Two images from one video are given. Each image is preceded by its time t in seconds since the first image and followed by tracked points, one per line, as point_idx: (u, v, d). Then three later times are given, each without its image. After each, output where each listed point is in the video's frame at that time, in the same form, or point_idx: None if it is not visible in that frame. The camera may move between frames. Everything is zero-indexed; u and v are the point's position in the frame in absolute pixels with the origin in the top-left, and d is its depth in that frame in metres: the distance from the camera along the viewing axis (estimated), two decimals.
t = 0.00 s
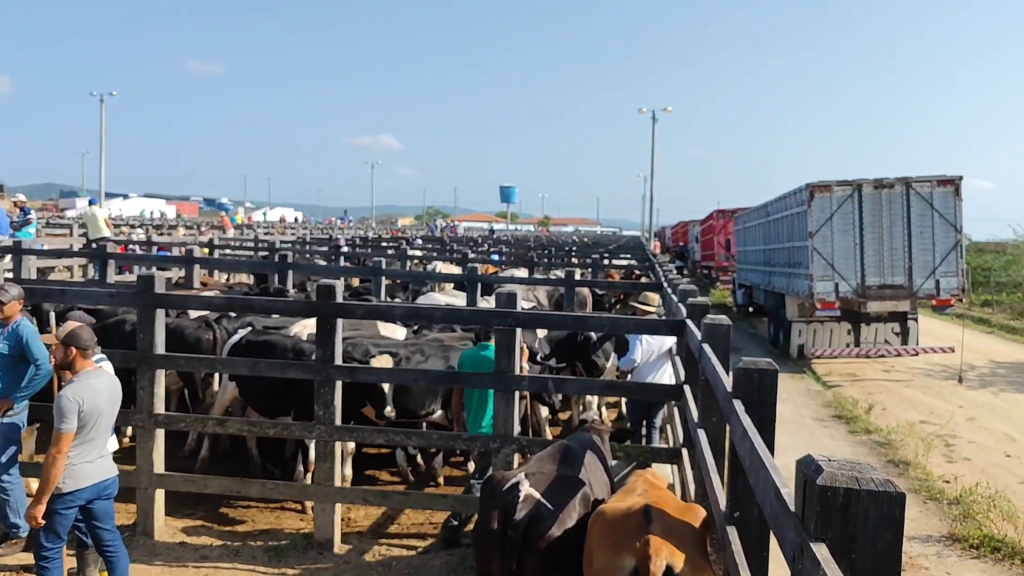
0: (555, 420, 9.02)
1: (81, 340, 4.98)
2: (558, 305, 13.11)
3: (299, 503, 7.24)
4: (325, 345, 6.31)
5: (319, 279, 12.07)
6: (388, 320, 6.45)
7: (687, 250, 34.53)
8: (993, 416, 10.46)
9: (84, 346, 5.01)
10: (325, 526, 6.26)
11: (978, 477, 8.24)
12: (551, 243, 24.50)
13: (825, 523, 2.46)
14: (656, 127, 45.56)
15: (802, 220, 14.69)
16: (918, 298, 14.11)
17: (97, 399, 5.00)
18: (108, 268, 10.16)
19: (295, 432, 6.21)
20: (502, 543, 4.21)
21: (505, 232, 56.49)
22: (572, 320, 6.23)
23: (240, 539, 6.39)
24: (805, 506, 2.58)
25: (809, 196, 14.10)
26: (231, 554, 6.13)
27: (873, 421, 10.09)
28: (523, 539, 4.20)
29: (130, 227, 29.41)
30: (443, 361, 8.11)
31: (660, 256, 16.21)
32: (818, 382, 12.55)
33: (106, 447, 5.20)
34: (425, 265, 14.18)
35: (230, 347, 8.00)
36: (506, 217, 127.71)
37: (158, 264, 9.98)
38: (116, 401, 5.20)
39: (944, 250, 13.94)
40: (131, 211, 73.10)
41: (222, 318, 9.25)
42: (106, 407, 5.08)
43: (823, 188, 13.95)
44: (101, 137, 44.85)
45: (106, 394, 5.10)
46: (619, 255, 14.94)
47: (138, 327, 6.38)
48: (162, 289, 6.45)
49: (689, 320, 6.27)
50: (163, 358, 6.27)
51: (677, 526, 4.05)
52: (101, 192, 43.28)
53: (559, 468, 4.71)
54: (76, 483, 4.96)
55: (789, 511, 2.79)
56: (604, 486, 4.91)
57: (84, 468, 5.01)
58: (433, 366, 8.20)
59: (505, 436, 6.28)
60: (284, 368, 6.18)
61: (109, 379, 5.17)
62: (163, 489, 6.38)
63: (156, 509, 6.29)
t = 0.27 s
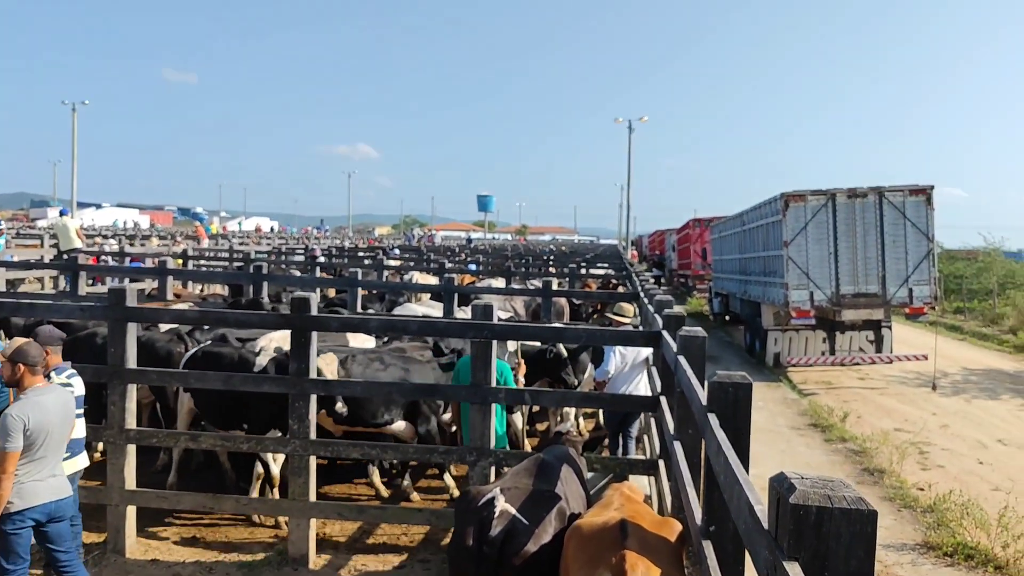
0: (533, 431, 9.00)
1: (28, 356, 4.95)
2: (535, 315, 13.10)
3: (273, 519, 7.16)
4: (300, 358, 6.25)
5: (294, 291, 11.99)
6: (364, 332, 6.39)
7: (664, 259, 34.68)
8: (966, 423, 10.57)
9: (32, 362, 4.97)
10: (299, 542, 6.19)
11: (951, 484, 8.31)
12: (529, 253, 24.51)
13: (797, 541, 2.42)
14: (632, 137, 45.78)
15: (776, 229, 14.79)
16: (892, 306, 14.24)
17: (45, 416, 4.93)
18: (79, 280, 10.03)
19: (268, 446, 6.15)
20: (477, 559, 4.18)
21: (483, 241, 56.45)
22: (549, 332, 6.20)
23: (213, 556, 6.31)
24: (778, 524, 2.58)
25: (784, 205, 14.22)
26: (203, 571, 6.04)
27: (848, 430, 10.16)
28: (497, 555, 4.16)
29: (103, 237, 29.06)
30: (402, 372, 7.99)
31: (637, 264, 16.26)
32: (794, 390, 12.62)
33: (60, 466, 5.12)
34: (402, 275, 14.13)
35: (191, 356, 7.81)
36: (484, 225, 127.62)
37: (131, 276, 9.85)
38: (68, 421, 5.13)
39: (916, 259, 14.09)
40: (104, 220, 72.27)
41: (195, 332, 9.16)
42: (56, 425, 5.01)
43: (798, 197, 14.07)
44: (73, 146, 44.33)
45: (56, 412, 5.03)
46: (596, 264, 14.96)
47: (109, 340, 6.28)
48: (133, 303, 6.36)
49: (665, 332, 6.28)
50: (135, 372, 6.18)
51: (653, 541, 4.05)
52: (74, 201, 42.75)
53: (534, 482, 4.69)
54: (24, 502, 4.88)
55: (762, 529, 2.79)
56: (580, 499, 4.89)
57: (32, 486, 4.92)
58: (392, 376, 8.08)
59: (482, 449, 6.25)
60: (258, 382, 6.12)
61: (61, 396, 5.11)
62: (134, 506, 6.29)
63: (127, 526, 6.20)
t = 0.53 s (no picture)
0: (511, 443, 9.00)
1: None
2: (514, 326, 13.10)
3: (249, 534, 7.09)
4: (277, 371, 6.20)
5: (271, 303, 11.91)
6: (341, 344, 6.35)
7: (643, 269, 34.83)
8: (941, 431, 10.68)
9: None
10: (276, 557, 6.13)
11: (927, 492, 8.38)
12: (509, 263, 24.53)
13: (771, 553, 2.39)
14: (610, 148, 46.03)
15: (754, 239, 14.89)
16: (868, 315, 14.38)
17: None
18: (52, 293, 9.91)
19: (244, 460, 6.08)
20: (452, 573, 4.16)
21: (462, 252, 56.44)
22: (527, 343, 6.20)
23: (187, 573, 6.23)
24: (752, 535, 2.57)
25: (761, 215, 14.31)
26: None
27: (826, 438, 10.22)
28: (473, 569, 4.14)
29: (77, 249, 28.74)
30: (368, 384, 7.94)
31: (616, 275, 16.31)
32: (772, 400, 12.69)
33: (19, 484, 5.06)
34: (380, 287, 14.10)
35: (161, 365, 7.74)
36: (464, 235, 127.63)
37: (105, 288, 9.75)
38: (27, 435, 5.07)
39: (891, 268, 14.25)
40: (80, 231, 71.53)
41: (168, 346, 9.07)
42: (12, 442, 4.96)
43: (774, 208, 14.18)
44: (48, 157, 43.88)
45: (13, 430, 4.97)
46: (575, 275, 14.99)
47: (82, 354, 6.20)
48: (106, 316, 6.29)
49: (642, 342, 6.30)
50: (108, 387, 6.10)
51: (630, 553, 4.04)
52: (48, 212, 42.27)
53: (511, 494, 4.67)
54: None
55: (736, 540, 2.79)
56: (557, 511, 4.88)
57: None
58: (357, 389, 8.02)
59: (460, 461, 6.22)
60: (233, 396, 6.06)
61: (20, 413, 5.06)
62: (107, 522, 6.20)
63: (100, 543, 6.11)
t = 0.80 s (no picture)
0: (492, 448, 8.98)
1: None
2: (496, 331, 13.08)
3: (229, 541, 7.03)
4: (257, 377, 6.14)
5: (252, 309, 11.84)
6: (322, 349, 6.31)
7: (625, 274, 34.94)
8: (920, 434, 10.76)
9: None
10: (256, 564, 6.08)
11: (907, 494, 8.44)
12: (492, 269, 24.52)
13: (750, 553, 2.37)
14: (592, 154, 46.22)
15: (735, 244, 14.96)
16: (848, 319, 14.49)
17: None
18: (28, 299, 9.79)
19: (224, 467, 6.03)
20: None
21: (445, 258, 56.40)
22: (508, 347, 6.18)
23: None
24: (732, 536, 2.56)
25: (741, 220, 14.38)
26: None
27: (807, 442, 10.28)
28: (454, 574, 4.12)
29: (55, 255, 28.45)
30: (334, 390, 7.88)
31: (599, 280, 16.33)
32: (754, 404, 12.75)
33: None
34: (362, 292, 14.05)
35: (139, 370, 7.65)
36: (447, 241, 127.51)
37: (83, 294, 9.64)
38: None
39: (870, 272, 14.38)
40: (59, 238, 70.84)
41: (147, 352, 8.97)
42: None
43: (755, 213, 14.25)
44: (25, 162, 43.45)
45: None
46: (557, 280, 15.00)
47: (59, 361, 6.12)
48: (83, 322, 6.21)
49: (624, 346, 6.31)
50: (86, 394, 6.02)
51: (612, 555, 4.03)
52: (27, 218, 41.80)
53: (493, 499, 4.66)
54: None
55: (717, 542, 2.79)
56: (539, 516, 4.87)
57: None
58: (324, 395, 7.96)
59: (442, 467, 6.19)
60: (213, 402, 6.00)
61: None
62: (84, 530, 6.13)
63: (76, 552, 6.04)
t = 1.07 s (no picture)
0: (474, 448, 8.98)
1: None
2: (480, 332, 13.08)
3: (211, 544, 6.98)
4: (239, 378, 6.10)
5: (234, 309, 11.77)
6: (304, 350, 6.27)
7: (608, 276, 35.06)
8: (901, 433, 10.86)
9: None
10: (238, 566, 6.05)
11: (888, 493, 8.51)
12: (476, 270, 24.53)
13: (731, 549, 2.37)
14: (576, 154, 46.32)
15: (717, 245, 15.03)
16: (830, 320, 14.60)
17: None
18: (6, 300, 9.69)
19: (205, 468, 5.99)
20: None
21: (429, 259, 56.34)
22: (492, 347, 6.17)
23: None
24: (713, 533, 2.57)
25: (724, 221, 14.44)
26: None
27: (788, 441, 10.34)
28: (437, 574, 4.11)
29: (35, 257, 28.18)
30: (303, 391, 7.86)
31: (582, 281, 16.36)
32: (736, 404, 12.81)
33: None
34: (345, 293, 14.01)
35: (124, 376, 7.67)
36: (431, 243, 127.40)
37: (62, 295, 9.55)
38: None
39: (852, 273, 14.48)
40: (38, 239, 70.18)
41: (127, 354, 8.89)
42: None
43: (737, 214, 14.32)
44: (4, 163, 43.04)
45: None
46: (540, 281, 15.02)
47: (37, 363, 6.06)
48: (63, 324, 6.15)
49: (606, 346, 6.32)
50: (66, 396, 5.96)
51: (594, 554, 4.04)
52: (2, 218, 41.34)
53: (475, 499, 4.65)
54: None
55: (698, 539, 2.79)
56: (521, 515, 4.87)
57: None
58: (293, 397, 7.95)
59: (425, 467, 6.17)
60: (193, 403, 5.95)
61: None
62: (63, 533, 6.08)
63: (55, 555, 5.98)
